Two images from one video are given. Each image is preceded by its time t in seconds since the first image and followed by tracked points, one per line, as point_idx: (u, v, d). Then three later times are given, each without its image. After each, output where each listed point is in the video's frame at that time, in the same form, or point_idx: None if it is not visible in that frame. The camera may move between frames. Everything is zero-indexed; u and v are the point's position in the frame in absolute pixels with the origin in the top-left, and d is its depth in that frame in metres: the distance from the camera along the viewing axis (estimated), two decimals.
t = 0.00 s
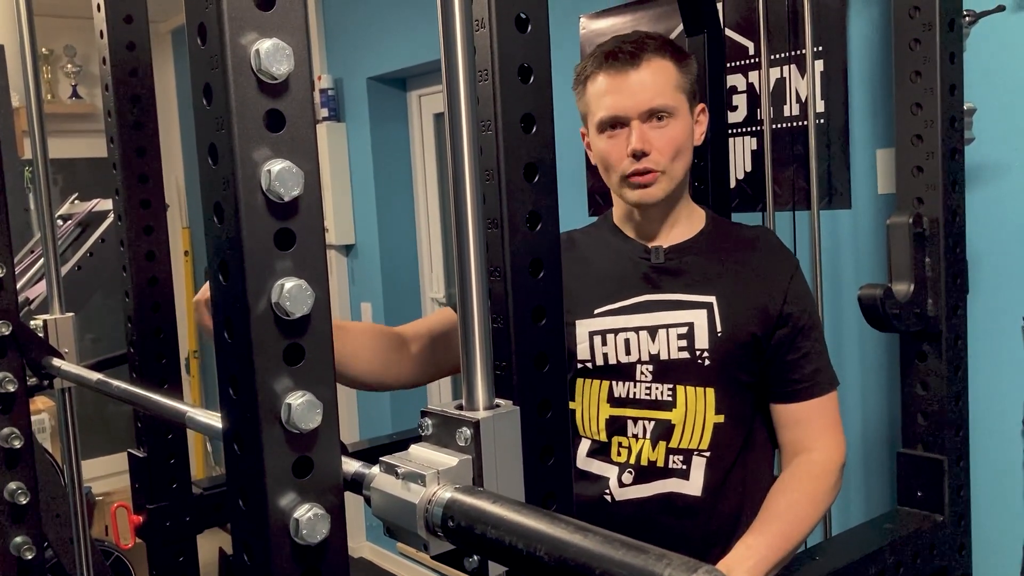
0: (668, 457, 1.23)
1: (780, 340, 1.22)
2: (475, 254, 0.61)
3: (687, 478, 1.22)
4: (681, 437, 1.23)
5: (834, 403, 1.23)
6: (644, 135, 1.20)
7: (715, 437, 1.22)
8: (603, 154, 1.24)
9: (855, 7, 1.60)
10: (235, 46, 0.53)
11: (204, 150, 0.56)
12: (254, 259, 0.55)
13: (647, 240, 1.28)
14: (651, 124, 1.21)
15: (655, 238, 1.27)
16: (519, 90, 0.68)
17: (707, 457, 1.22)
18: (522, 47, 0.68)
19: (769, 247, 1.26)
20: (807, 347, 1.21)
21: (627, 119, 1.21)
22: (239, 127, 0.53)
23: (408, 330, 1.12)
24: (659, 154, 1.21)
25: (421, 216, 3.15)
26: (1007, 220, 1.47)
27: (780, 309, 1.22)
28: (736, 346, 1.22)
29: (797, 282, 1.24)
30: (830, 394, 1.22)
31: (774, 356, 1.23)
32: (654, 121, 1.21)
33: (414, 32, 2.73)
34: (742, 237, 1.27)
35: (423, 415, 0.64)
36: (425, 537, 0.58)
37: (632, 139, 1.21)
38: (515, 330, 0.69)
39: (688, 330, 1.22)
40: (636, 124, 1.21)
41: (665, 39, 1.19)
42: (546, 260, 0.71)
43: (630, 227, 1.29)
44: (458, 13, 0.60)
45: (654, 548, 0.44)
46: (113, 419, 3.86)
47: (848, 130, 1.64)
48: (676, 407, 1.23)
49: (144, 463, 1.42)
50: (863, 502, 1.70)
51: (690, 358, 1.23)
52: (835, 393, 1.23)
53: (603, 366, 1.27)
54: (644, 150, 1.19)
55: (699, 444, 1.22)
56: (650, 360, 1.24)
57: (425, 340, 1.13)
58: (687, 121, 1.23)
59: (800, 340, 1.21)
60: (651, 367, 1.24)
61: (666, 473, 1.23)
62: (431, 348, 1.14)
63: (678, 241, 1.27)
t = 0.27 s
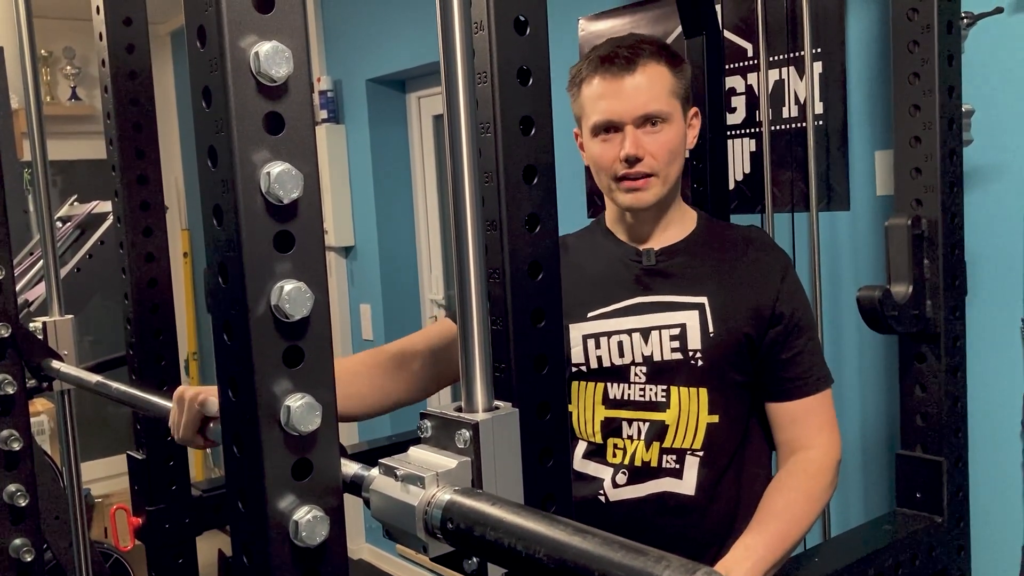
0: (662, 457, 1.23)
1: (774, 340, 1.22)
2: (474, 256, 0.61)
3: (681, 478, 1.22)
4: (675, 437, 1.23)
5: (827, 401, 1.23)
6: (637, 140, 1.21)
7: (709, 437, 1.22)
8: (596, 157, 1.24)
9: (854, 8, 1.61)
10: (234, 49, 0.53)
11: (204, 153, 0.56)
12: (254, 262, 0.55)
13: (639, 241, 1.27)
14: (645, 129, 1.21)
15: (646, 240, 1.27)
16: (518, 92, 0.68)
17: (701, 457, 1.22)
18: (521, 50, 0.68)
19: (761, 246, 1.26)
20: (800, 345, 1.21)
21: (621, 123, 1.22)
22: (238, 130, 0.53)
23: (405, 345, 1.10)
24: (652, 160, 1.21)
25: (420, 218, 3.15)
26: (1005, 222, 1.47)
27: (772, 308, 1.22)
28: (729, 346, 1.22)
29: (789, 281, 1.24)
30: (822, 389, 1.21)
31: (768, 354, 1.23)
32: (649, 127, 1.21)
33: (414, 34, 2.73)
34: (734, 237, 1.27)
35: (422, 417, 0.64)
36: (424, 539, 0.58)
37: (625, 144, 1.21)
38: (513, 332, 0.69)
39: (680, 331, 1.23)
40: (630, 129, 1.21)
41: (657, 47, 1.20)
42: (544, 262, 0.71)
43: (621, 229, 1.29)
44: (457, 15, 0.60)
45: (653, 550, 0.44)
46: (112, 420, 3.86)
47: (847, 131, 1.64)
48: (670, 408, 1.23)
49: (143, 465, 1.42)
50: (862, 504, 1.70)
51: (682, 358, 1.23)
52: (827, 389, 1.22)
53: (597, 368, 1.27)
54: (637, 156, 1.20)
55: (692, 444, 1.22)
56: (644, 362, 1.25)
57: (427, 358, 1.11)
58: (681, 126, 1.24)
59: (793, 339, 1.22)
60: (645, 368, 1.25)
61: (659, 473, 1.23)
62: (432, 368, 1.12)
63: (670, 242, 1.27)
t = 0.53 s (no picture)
0: (663, 458, 1.23)
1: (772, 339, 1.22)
2: (473, 257, 0.62)
3: (683, 478, 1.22)
4: (676, 438, 1.23)
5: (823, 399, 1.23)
6: (634, 143, 1.20)
7: (709, 438, 1.22)
8: (592, 159, 1.24)
9: (853, 10, 1.61)
10: (234, 50, 0.53)
11: (203, 154, 0.57)
12: (253, 263, 0.55)
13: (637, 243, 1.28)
14: (641, 132, 1.21)
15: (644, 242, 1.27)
16: (518, 93, 0.68)
17: (702, 457, 1.22)
18: (520, 51, 0.68)
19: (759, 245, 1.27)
20: (797, 344, 1.21)
21: (617, 125, 1.22)
22: (238, 130, 0.53)
23: (406, 350, 1.10)
24: (648, 162, 1.21)
25: (419, 218, 3.15)
26: (1004, 223, 1.48)
27: (770, 308, 1.22)
28: (729, 347, 1.22)
29: (788, 279, 1.24)
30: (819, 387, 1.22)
31: (767, 354, 1.23)
32: (645, 129, 1.21)
33: (413, 35, 2.73)
34: (734, 238, 1.27)
35: (421, 418, 0.64)
36: (423, 540, 0.58)
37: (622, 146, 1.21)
38: (513, 333, 0.69)
39: (680, 333, 1.23)
40: (627, 131, 1.21)
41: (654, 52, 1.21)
42: (543, 262, 0.71)
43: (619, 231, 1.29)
44: (456, 16, 0.60)
45: (652, 550, 0.44)
46: (111, 421, 3.86)
47: (845, 133, 1.64)
48: (671, 409, 1.23)
49: (142, 466, 1.42)
50: (861, 506, 1.70)
51: (682, 359, 1.23)
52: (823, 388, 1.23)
53: (598, 370, 1.27)
54: (634, 158, 1.20)
55: (694, 444, 1.22)
56: (644, 363, 1.25)
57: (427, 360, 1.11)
58: (678, 129, 1.24)
59: (790, 337, 1.22)
60: (645, 369, 1.25)
61: (661, 474, 1.23)
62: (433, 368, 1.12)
63: (667, 243, 1.27)
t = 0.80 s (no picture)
0: (667, 460, 1.23)
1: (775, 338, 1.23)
2: (473, 257, 0.61)
3: (687, 479, 1.22)
4: (679, 440, 1.23)
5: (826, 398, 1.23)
6: (623, 146, 1.21)
7: (712, 440, 1.22)
8: (584, 159, 1.25)
9: (852, 11, 1.61)
10: (233, 50, 0.53)
11: (202, 154, 0.57)
12: (253, 264, 0.55)
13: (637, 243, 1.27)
14: (631, 134, 1.22)
15: (645, 244, 1.27)
16: (517, 94, 0.68)
17: (706, 459, 1.22)
18: (519, 52, 0.68)
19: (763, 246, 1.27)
20: (798, 345, 1.22)
21: (608, 127, 1.22)
22: (237, 131, 0.53)
23: (410, 352, 1.10)
24: (638, 165, 1.22)
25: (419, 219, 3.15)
26: (1003, 224, 1.48)
27: (774, 308, 1.23)
28: (731, 348, 1.22)
29: (790, 280, 1.25)
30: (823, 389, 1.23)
31: (769, 355, 1.24)
32: (635, 131, 1.22)
33: (413, 36, 2.73)
34: (737, 239, 1.27)
35: (421, 419, 0.64)
36: (423, 541, 0.58)
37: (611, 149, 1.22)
38: (513, 334, 0.69)
39: (682, 335, 1.23)
40: (616, 133, 1.22)
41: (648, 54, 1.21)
42: (543, 263, 0.71)
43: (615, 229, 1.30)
44: (455, 15, 0.60)
45: (651, 551, 0.44)
46: (110, 423, 3.85)
47: (845, 134, 1.64)
48: (674, 411, 1.23)
49: (142, 468, 1.42)
50: (860, 508, 1.70)
51: (685, 362, 1.23)
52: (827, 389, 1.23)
53: (601, 374, 1.26)
54: (621, 162, 1.21)
55: (697, 447, 1.22)
56: (646, 366, 1.24)
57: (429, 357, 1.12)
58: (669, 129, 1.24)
59: (793, 336, 1.22)
60: (648, 372, 1.24)
61: (665, 475, 1.23)
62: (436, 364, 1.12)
63: (671, 244, 1.27)
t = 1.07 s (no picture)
0: (667, 462, 1.23)
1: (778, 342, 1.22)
2: (471, 258, 0.61)
3: (687, 481, 1.22)
4: (679, 443, 1.23)
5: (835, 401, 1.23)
6: (625, 143, 1.22)
7: (713, 442, 1.22)
8: (589, 156, 1.26)
9: (851, 13, 1.61)
10: (232, 52, 0.53)
11: (200, 156, 0.57)
12: (251, 265, 0.55)
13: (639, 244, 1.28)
14: (634, 132, 1.22)
15: (648, 245, 1.27)
16: (516, 95, 0.68)
17: (706, 461, 1.22)
18: (518, 53, 0.68)
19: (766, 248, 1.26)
20: (803, 347, 1.21)
21: (612, 124, 1.23)
22: (235, 132, 0.53)
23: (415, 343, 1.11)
24: (640, 163, 1.22)
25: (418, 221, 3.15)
26: (1001, 225, 1.48)
27: (777, 310, 1.22)
28: (732, 350, 1.22)
29: (795, 282, 1.24)
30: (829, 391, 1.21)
31: (772, 358, 1.23)
32: (638, 129, 1.22)
33: (412, 38, 2.74)
34: (740, 241, 1.27)
35: (420, 420, 0.64)
36: (421, 543, 0.58)
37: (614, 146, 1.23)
38: (511, 336, 0.69)
39: (683, 336, 1.23)
40: (620, 130, 1.22)
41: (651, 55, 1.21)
42: (542, 264, 0.71)
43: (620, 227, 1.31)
44: (454, 17, 0.60)
45: (650, 552, 0.44)
46: (110, 424, 3.86)
47: (844, 135, 1.64)
48: (674, 412, 1.23)
49: (141, 469, 1.42)
50: (860, 511, 1.70)
51: (685, 363, 1.23)
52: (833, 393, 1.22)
53: (601, 373, 1.27)
54: (622, 159, 1.21)
55: (696, 449, 1.22)
56: (647, 366, 1.25)
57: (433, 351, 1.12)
58: (674, 129, 1.24)
59: (797, 340, 1.22)
60: (649, 373, 1.25)
61: (666, 477, 1.23)
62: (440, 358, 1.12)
63: (674, 246, 1.27)
